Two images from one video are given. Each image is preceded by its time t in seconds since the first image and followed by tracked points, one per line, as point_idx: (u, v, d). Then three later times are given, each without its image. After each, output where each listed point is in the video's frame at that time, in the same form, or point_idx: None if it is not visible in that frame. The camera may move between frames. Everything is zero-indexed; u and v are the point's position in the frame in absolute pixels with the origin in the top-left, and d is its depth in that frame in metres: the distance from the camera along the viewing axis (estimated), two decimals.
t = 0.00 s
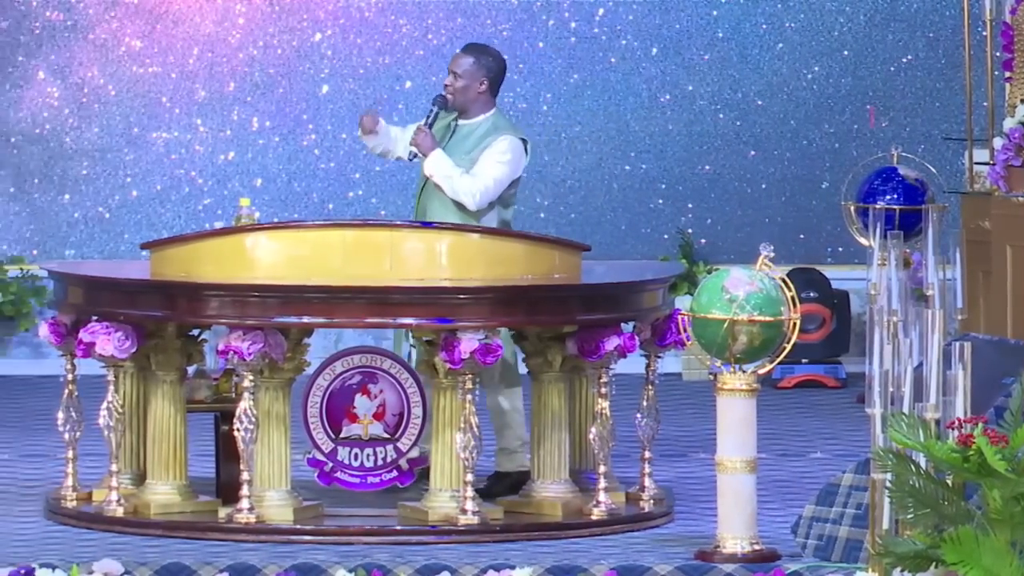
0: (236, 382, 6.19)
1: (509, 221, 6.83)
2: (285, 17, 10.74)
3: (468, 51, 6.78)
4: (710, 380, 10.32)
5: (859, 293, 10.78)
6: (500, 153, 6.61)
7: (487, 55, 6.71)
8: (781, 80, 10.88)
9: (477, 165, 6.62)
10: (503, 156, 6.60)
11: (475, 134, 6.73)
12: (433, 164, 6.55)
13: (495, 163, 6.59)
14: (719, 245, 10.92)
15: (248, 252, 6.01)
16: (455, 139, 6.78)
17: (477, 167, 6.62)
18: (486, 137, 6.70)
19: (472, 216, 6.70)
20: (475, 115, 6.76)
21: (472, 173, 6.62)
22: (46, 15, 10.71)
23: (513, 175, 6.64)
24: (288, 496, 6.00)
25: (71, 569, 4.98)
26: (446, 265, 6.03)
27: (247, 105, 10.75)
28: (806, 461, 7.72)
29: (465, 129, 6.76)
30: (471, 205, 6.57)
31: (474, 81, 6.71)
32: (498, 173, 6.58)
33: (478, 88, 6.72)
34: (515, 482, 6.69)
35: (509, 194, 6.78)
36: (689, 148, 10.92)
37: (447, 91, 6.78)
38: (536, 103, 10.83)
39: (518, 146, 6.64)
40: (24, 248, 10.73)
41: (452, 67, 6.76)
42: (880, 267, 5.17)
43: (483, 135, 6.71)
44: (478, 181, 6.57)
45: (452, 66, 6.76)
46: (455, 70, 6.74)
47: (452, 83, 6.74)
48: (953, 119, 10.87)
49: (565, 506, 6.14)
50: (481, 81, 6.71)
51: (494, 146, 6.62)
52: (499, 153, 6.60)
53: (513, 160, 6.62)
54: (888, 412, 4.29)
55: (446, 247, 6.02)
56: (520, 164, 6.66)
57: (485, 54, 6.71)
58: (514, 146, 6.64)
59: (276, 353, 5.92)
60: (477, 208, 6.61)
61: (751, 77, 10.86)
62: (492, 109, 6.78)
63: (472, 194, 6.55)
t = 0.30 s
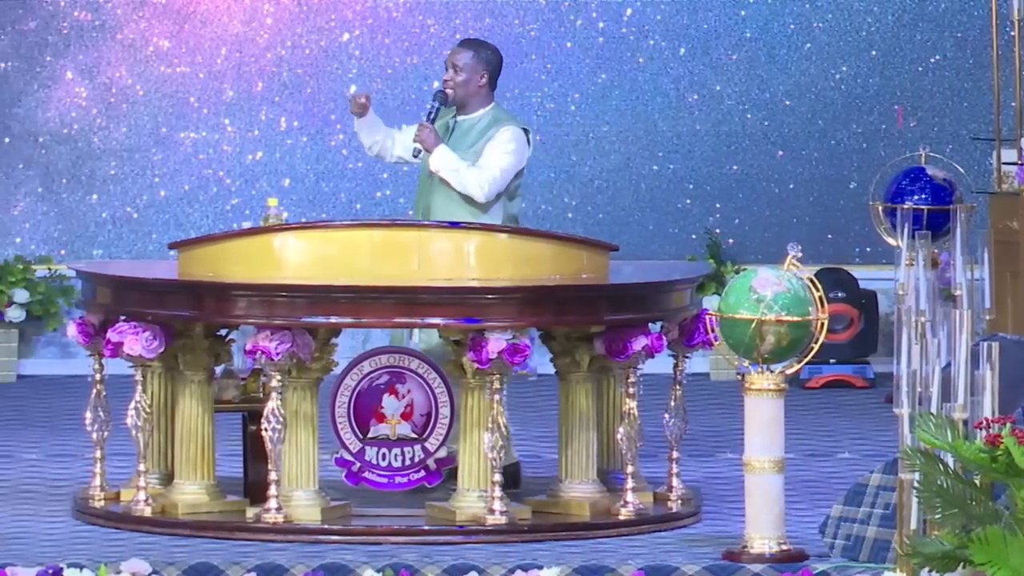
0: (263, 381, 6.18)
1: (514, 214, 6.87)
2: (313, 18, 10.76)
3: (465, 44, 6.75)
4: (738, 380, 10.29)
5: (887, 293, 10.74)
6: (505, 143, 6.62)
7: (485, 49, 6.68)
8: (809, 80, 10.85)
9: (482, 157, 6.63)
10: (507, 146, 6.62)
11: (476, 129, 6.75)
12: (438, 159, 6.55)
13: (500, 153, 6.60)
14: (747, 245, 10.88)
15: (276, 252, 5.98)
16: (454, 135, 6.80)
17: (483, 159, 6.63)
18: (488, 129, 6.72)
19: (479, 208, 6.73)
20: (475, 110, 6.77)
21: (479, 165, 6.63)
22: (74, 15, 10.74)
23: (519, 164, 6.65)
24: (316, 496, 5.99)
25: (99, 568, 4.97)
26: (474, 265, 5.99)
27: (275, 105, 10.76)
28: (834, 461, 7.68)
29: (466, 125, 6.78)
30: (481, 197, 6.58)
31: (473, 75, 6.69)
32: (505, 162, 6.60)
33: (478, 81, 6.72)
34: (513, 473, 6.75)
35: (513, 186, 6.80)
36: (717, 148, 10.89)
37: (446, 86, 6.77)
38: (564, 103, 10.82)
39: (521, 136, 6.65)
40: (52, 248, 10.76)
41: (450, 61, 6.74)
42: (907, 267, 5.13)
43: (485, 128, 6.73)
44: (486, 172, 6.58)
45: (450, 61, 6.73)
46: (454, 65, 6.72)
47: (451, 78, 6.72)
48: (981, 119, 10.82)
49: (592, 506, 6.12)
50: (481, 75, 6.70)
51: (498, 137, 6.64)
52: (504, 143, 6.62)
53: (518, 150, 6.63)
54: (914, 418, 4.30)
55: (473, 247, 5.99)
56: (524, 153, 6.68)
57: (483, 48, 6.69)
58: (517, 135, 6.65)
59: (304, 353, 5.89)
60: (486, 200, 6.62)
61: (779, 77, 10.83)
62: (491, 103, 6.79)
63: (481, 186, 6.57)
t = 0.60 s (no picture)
0: (284, 381, 6.18)
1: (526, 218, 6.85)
2: (334, 18, 10.76)
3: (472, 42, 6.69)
4: (759, 380, 10.26)
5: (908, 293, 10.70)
6: (521, 146, 6.62)
7: (498, 49, 6.64)
8: (830, 80, 10.82)
9: (500, 160, 6.63)
10: (524, 149, 6.61)
11: (491, 131, 6.75)
12: (458, 162, 6.52)
13: (518, 155, 6.60)
14: (767, 245, 10.86)
15: (297, 252, 5.98)
16: (469, 136, 6.81)
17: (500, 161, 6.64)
18: (503, 132, 6.71)
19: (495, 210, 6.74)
20: (488, 112, 6.77)
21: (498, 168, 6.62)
22: (95, 15, 10.75)
23: (535, 166, 6.66)
24: (336, 497, 5.98)
25: (119, 568, 4.96)
26: (494, 265, 5.98)
27: (296, 105, 10.77)
28: (855, 461, 7.65)
29: (478, 128, 6.78)
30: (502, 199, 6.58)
31: (487, 75, 6.66)
32: (523, 164, 6.60)
33: (492, 81, 6.70)
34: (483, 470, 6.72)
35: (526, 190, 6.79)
36: (738, 148, 10.86)
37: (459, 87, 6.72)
38: (585, 103, 10.82)
39: (536, 137, 6.66)
40: (73, 248, 10.78)
41: (460, 62, 6.68)
42: (928, 267, 5.04)
43: (499, 130, 6.73)
44: (506, 174, 6.58)
45: (461, 62, 6.67)
46: (466, 66, 6.66)
47: (465, 79, 6.67)
48: (1001, 119, 10.76)
49: (612, 506, 6.11)
50: (495, 74, 6.68)
51: (514, 140, 6.64)
52: (521, 145, 6.62)
53: (534, 152, 6.64)
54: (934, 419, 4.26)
55: (494, 247, 5.97)
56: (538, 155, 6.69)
57: (496, 48, 6.65)
58: (532, 138, 6.66)
59: (325, 354, 5.89)
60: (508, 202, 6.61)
61: (799, 77, 10.81)
62: (503, 103, 6.79)
63: (504, 189, 6.57)
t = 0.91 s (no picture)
0: (300, 381, 6.17)
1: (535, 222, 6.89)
2: (350, 17, 10.76)
3: (489, 44, 6.65)
4: (774, 380, 10.25)
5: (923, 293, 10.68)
6: (539, 155, 6.67)
7: (518, 52, 6.61)
8: (846, 80, 10.81)
9: (518, 167, 6.66)
10: (542, 157, 6.67)
11: (507, 134, 6.75)
12: (479, 168, 6.53)
13: (536, 164, 6.65)
14: (783, 245, 10.84)
15: (312, 252, 5.97)
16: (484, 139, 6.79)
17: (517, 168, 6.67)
18: (519, 137, 6.74)
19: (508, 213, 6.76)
20: (504, 116, 6.77)
21: (515, 175, 6.65)
22: (111, 15, 10.75)
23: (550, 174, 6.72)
24: (351, 496, 5.97)
25: (135, 568, 4.95)
26: (510, 265, 5.97)
27: (312, 105, 10.77)
28: (871, 461, 7.64)
29: (495, 130, 6.77)
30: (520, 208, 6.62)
31: (505, 79, 6.64)
32: (541, 173, 6.65)
33: (510, 85, 6.67)
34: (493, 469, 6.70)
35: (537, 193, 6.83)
36: (754, 148, 10.85)
37: (478, 90, 6.68)
38: (601, 103, 10.82)
39: (554, 146, 6.72)
40: (89, 248, 10.79)
41: (479, 65, 6.64)
42: (944, 267, 5.08)
43: (515, 135, 6.75)
44: (525, 182, 6.62)
45: (481, 65, 6.63)
46: (486, 68, 6.62)
47: (484, 82, 6.63)
48: (1018, 119, 10.74)
49: (628, 506, 6.10)
50: (514, 78, 6.65)
51: (532, 148, 6.68)
52: (539, 154, 6.67)
53: (550, 160, 6.70)
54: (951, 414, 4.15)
55: (510, 247, 5.96)
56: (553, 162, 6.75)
57: (515, 51, 6.61)
58: (549, 147, 6.71)
59: (340, 354, 5.87)
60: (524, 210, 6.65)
61: (816, 77, 10.80)
62: (518, 107, 6.80)
63: (524, 196, 6.58)
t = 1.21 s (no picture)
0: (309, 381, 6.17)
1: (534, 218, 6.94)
2: (359, 17, 10.76)
3: (482, 47, 6.60)
4: (783, 380, 10.24)
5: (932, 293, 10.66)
6: (541, 153, 6.70)
7: (511, 52, 6.56)
8: (855, 80, 10.79)
9: (521, 167, 6.69)
10: (544, 156, 6.70)
11: (507, 134, 6.76)
12: (483, 171, 6.55)
13: (538, 163, 6.69)
14: (792, 245, 10.84)
15: (321, 252, 5.97)
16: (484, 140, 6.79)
17: (519, 168, 6.71)
18: (519, 136, 6.75)
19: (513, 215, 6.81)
20: (503, 115, 6.76)
21: (518, 175, 6.69)
22: (120, 15, 10.76)
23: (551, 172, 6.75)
24: (360, 496, 5.97)
25: (144, 569, 4.96)
26: (519, 265, 5.96)
27: (321, 105, 10.77)
28: (880, 461, 7.63)
29: (494, 130, 6.78)
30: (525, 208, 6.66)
31: (502, 80, 6.59)
32: (544, 172, 6.69)
33: (508, 85, 6.64)
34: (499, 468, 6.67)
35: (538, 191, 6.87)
36: (763, 148, 10.84)
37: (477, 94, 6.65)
38: (609, 103, 10.81)
39: (554, 143, 6.75)
40: (97, 248, 10.80)
41: (474, 69, 6.60)
42: (953, 267, 5.06)
43: (516, 134, 6.76)
44: (529, 183, 6.65)
45: (476, 69, 6.59)
46: (482, 72, 6.58)
47: (482, 85, 6.59)
48: None
49: (637, 506, 6.09)
50: (511, 78, 6.61)
51: (534, 147, 6.71)
52: (541, 153, 6.70)
53: (552, 158, 6.73)
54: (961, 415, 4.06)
55: (519, 247, 5.96)
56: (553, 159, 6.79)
57: (509, 51, 6.56)
58: (550, 144, 6.74)
59: (349, 354, 5.88)
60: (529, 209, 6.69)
61: (824, 77, 10.79)
62: (516, 105, 6.79)
63: (529, 197, 6.62)
